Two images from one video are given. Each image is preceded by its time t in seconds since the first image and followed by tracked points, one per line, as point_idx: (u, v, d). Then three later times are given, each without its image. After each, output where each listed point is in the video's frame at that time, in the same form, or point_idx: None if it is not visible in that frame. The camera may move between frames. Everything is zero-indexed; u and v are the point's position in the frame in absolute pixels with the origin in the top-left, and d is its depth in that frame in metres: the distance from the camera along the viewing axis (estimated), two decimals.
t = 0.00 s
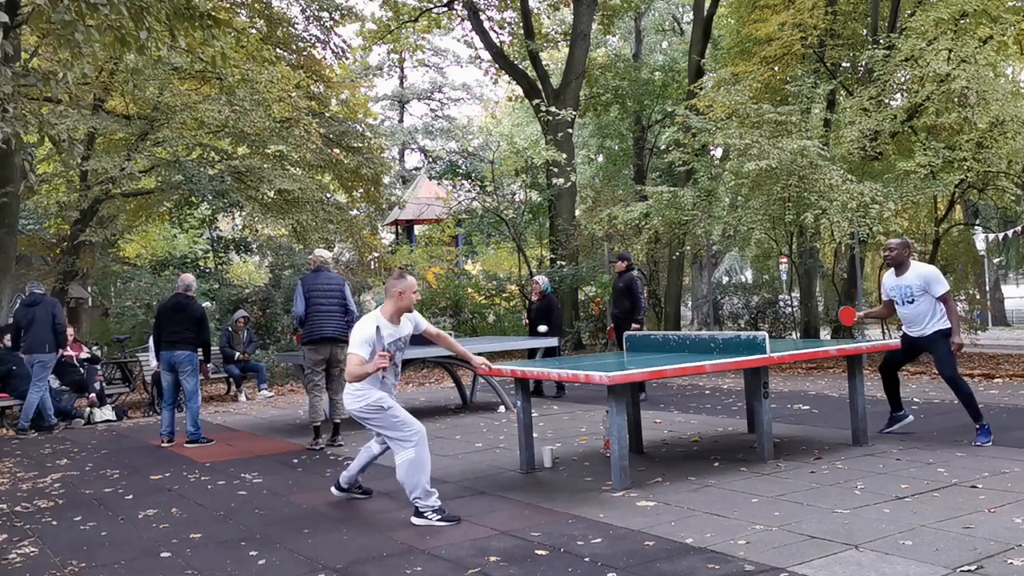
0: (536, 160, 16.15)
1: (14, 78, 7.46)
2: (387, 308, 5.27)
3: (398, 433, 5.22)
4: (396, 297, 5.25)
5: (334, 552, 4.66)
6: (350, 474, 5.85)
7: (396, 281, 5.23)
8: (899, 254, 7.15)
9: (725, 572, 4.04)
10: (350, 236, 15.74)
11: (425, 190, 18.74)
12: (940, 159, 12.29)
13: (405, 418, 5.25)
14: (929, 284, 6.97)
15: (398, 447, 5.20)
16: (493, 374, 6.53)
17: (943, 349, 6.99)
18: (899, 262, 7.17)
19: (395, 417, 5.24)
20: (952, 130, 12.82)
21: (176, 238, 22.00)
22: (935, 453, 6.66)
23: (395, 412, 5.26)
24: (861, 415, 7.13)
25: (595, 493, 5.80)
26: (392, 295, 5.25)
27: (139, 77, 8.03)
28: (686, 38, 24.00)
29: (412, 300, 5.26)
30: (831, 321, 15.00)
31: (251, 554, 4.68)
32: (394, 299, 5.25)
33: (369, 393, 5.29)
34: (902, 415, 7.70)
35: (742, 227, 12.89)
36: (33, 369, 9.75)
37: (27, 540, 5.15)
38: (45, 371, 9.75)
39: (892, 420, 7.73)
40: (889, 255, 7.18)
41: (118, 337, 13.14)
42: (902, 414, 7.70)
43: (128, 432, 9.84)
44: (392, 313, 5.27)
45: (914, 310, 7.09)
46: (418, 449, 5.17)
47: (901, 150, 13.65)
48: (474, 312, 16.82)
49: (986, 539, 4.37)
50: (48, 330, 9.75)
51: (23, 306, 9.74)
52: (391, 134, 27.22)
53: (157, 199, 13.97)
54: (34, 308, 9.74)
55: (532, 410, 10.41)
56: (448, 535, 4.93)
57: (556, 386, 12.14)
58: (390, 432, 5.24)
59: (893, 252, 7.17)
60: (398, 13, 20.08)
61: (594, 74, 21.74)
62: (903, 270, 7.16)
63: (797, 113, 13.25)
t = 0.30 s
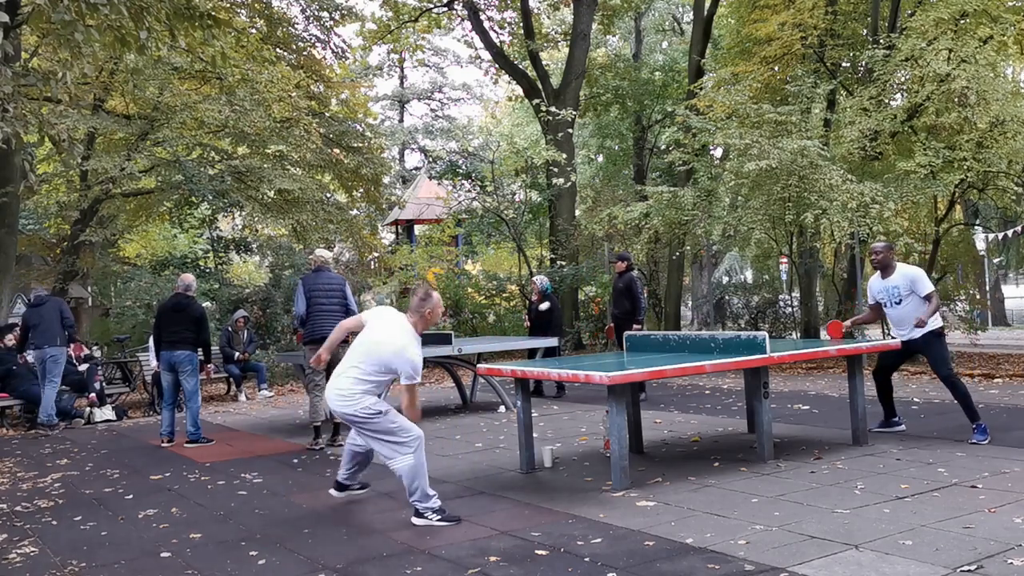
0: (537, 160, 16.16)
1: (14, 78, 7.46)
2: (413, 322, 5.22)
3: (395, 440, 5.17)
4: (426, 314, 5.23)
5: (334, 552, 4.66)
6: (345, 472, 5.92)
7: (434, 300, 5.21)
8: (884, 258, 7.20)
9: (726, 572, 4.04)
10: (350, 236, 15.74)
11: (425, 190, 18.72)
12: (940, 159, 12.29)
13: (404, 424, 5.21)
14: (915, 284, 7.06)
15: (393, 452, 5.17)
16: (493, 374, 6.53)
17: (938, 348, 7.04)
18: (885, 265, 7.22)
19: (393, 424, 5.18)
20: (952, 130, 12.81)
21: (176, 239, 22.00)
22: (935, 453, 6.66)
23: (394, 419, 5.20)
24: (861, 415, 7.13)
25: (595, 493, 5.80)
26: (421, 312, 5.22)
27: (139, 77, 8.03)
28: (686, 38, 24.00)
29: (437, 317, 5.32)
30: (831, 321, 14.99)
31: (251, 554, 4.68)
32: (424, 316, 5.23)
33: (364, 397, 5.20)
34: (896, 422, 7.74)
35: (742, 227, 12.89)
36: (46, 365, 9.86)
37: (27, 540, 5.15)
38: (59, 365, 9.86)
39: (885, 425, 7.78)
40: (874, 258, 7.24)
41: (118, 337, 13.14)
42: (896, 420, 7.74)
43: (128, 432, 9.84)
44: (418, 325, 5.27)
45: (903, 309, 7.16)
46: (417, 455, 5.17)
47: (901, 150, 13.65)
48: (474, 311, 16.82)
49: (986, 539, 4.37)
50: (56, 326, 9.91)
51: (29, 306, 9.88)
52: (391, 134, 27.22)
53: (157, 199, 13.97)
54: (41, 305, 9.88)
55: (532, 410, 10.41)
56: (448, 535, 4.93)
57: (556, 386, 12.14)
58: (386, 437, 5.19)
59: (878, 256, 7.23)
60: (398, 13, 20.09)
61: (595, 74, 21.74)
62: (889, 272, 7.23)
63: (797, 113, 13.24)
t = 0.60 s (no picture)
0: (536, 160, 16.16)
1: (14, 78, 7.45)
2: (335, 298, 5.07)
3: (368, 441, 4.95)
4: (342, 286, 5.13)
5: (334, 552, 4.66)
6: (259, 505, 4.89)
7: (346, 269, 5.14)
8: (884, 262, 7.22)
9: (726, 572, 4.04)
10: (350, 236, 15.75)
11: (425, 190, 18.72)
12: (940, 159, 12.29)
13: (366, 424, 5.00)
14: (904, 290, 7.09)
15: (364, 460, 4.95)
16: (493, 374, 6.53)
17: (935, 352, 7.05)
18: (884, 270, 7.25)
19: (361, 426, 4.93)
20: (952, 130, 12.82)
21: (176, 239, 22.02)
22: (935, 453, 6.66)
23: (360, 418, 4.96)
24: (861, 415, 7.13)
25: (594, 493, 5.80)
26: (331, 282, 5.03)
27: (139, 77, 8.03)
28: (687, 38, 24.00)
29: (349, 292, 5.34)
30: (831, 322, 14.99)
31: (251, 554, 4.68)
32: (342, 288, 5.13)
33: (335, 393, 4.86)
34: (897, 421, 7.74)
35: (742, 227, 12.90)
36: (62, 363, 10.01)
37: (27, 540, 5.15)
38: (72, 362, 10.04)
39: (884, 423, 7.79)
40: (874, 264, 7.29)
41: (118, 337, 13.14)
42: (897, 419, 7.73)
43: (128, 432, 9.84)
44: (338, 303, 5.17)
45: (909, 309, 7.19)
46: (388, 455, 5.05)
47: (901, 150, 13.66)
48: (474, 312, 16.82)
49: (986, 539, 4.37)
50: (62, 325, 10.02)
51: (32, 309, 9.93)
52: (391, 134, 27.22)
53: (157, 199, 13.98)
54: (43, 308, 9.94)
55: (532, 410, 10.41)
56: (448, 535, 4.93)
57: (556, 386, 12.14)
58: (353, 444, 4.90)
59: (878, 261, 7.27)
60: (398, 13, 20.09)
61: (595, 74, 21.73)
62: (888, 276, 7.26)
63: (797, 113, 13.24)
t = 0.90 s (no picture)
0: (537, 160, 16.16)
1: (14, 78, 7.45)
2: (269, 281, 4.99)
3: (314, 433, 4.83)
4: (275, 268, 5.04)
5: (334, 552, 4.66)
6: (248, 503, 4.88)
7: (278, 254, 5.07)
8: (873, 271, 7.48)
9: (726, 572, 4.04)
10: (350, 236, 15.76)
11: (425, 190, 18.70)
12: (940, 159, 12.30)
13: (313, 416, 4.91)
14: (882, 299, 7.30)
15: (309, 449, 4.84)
16: (493, 374, 6.53)
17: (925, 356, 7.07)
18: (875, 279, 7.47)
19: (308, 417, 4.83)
20: (952, 130, 12.83)
21: (176, 239, 22.03)
22: (935, 453, 6.65)
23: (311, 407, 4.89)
24: (861, 415, 7.13)
25: (594, 494, 5.80)
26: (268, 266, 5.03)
27: (139, 77, 8.03)
28: (687, 38, 23.99)
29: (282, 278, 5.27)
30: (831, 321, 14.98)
31: (251, 554, 4.68)
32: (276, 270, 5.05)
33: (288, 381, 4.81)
34: (896, 420, 7.77)
35: (742, 227, 12.89)
36: (75, 362, 10.06)
37: (28, 540, 5.15)
38: (84, 360, 10.12)
39: (884, 422, 7.83)
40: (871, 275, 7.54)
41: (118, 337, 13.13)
42: (897, 418, 7.76)
43: (127, 432, 9.85)
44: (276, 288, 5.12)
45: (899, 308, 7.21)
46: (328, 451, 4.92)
47: (901, 150, 13.66)
48: (474, 312, 16.81)
49: (986, 539, 4.37)
50: (71, 325, 10.02)
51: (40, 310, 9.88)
52: (391, 134, 27.22)
53: (157, 199, 13.98)
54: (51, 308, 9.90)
55: (532, 410, 10.41)
56: (448, 535, 4.93)
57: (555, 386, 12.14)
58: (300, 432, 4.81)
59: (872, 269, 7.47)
60: (398, 13, 20.08)
61: (594, 74, 21.73)
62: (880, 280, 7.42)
63: (797, 113, 13.23)
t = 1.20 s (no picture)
0: (537, 160, 16.16)
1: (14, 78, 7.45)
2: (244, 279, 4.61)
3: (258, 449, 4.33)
4: (252, 263, 4.64)
5: (334, 552, 4.66)
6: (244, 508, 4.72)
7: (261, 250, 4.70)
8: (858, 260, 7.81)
9: (726, 572, 4.04)
10: (350, 236, 15.78)
11: (425, 190, 18.70)
12: (940, 159, 12.31)
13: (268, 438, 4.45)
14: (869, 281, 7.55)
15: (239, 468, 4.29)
16: (493, 374, 6.53)
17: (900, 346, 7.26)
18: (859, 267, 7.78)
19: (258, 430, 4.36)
20: (952, 130, 12.83)
21: (176, 239, 22.04)
22: (935, 453, 6.66)
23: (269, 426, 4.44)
24: (861, 415, 7.13)
25: (594, 493, 5.80)
26: (244, 261, 4.63)
27: (139, 77, 8.03)
28: (687, 38, 23.98)
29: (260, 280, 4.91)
30: (831, 322, 14.98)
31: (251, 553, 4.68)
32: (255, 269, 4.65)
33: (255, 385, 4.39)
34: (896, 420, 7.77)
35: (742, 227, 12.90)
36: (88, 365, 10.14)
37: (28, 540, 5.15)
38: (97, 363, 10.24)
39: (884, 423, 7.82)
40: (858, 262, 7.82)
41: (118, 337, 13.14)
42: (896, 418, 7.77)
43: (127, 432, 9.85)
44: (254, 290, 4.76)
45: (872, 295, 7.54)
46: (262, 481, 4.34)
47: (901, 150, 13.67)
48: (474, 312, 16.82)
49: (986, 539, 4.37)
50: (88, 326, 10.16)
51: (60, 307, 10.03)
52: (391, 134, 27.23)
53: (157, 199, 14.00)
54: (73, 306, 10.09)
55: (532, 410, 10.41)
56: (448, 535, 4.93)
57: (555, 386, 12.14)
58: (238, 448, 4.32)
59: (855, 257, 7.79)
60: (398, 13, 20.07)
61: (595, 74, 21.73)
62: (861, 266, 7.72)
63: (797, 113, 13.23)
